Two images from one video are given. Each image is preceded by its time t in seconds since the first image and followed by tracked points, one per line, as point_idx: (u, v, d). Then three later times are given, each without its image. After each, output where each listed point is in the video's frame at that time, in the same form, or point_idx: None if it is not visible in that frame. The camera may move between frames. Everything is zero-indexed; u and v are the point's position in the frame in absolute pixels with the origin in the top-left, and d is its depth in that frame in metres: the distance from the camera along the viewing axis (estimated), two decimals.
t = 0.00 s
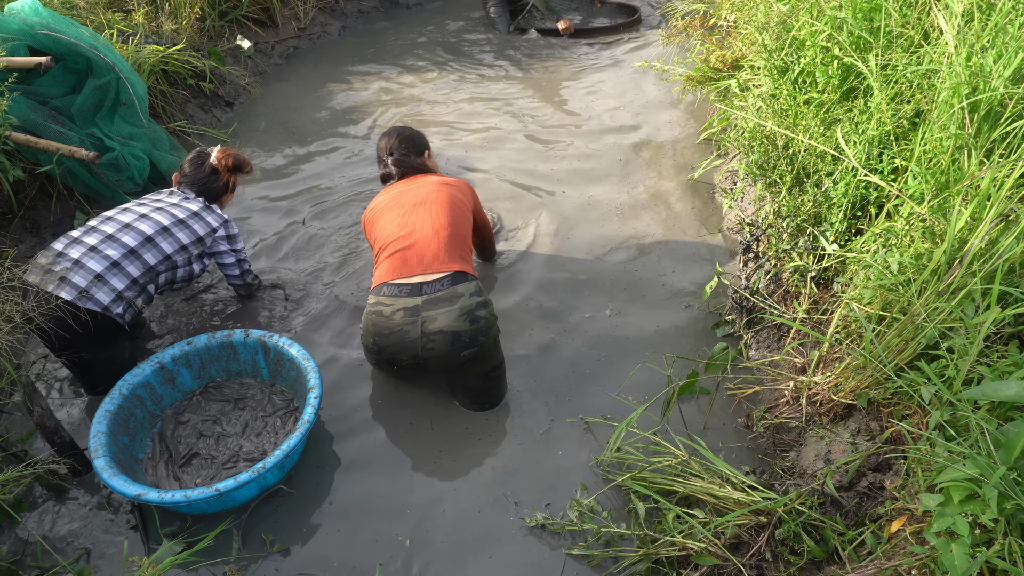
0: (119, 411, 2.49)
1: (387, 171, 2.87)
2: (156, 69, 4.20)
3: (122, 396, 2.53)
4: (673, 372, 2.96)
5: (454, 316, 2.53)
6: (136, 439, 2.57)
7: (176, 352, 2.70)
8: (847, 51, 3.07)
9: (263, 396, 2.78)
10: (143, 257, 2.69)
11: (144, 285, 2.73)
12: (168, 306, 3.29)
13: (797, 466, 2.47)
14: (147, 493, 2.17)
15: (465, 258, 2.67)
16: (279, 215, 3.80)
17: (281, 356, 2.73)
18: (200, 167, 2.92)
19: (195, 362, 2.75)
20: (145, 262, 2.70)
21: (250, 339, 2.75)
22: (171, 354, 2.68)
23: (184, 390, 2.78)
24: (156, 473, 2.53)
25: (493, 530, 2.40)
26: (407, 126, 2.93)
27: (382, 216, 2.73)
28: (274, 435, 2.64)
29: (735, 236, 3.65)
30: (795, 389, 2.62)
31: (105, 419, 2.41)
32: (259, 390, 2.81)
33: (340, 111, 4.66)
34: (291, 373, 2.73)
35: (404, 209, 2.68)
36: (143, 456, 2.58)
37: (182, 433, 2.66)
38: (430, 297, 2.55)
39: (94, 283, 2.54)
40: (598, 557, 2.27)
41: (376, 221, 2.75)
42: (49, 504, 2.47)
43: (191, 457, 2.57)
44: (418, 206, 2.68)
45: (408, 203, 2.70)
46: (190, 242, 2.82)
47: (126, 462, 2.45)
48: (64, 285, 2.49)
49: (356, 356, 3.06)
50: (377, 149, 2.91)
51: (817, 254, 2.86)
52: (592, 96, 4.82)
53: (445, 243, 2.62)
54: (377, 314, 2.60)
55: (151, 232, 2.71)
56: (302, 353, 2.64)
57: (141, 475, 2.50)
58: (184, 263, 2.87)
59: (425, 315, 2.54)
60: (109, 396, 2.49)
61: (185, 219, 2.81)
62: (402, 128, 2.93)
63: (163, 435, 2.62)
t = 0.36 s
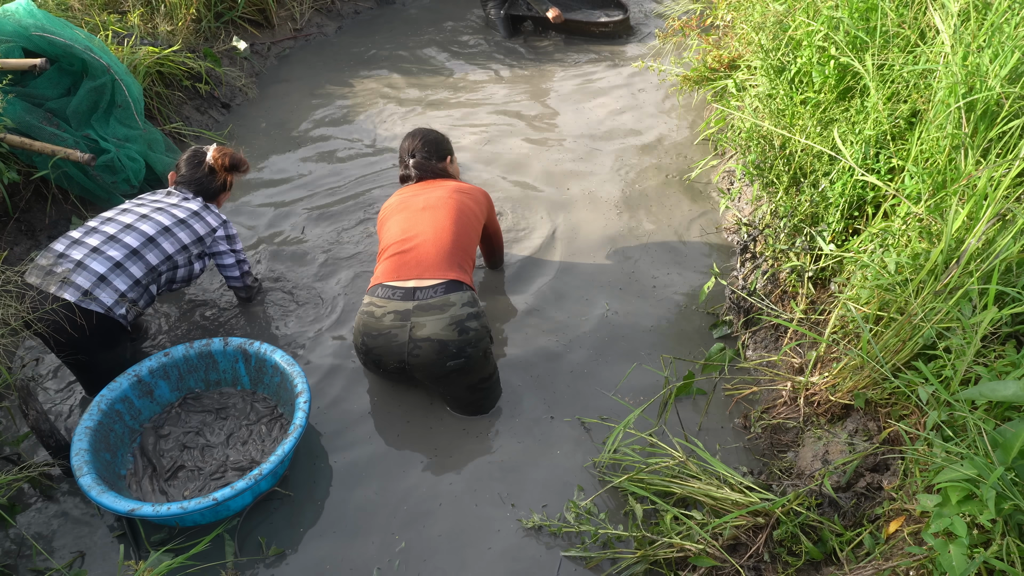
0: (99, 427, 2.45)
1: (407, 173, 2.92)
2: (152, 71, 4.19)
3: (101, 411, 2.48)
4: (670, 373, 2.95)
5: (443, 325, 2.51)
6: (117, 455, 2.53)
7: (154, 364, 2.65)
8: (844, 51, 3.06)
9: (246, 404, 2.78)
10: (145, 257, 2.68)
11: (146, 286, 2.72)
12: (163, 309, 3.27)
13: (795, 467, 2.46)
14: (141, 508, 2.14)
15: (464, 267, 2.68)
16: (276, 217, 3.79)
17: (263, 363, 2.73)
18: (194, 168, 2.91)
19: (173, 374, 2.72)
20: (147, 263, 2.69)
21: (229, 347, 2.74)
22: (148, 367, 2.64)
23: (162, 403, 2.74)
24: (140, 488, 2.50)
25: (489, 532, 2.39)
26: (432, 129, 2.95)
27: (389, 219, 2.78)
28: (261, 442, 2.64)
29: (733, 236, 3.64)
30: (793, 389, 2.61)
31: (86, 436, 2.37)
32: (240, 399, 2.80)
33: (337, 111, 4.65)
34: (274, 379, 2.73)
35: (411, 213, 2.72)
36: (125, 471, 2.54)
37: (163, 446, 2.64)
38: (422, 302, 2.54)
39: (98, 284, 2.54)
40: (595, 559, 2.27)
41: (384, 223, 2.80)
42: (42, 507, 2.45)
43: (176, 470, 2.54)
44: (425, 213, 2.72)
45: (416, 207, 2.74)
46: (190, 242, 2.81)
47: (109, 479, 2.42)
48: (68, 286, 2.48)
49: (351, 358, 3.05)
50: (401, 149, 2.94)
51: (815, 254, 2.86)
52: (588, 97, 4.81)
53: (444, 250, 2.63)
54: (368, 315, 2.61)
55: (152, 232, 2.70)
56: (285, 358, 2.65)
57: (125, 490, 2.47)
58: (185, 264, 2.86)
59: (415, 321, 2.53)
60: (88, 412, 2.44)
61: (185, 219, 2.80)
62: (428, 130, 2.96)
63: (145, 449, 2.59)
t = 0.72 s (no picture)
0: (85, 441, 2.43)
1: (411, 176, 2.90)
2: (147, 72, 4.18)
3: (87, 425, 2.46)
4: (666, 373, 2.95)
5: (444, 327, 2.51)
6: (105, 469, 2.51)
7: (138, 376, 2.64)
8: (839, 50, 3.06)
9: (234, 412, 2.78)
10: (140, 263, 2.67)
11: (142, 291, 2.72)
12: (158, 311, 3.26)
13: (791, 467, 2.46)
14: (130, 516, 2.14)
15: (466, 270, 2.67)
16: (272, 217, 3.78)
17: (248, 369, 2.73)
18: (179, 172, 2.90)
19: (158, 386, 2.71)
20: (142, 268, 2.68)
21: (213, 357, 2.73)
22: (132, 380, 2.62)
23: (147, 417, 2.72)
24: (130, 500, 2.49)
25: (483, 534, 2.38)
26: (439, 132, 2.91)
27: (394, 218, 2.77)
28: (250, 449, 2.64)
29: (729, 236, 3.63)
30: (789, 389, 2.62)
31: (72, 450, 2.35)
32: (227, 408, 2.80)
33: (333, 112, 4.64)
34: (260, 384, 2.73)
35: (416, 214, 2.72)
36: (113, 485, 2.52)
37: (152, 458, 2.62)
38: (424, 303, 2.54)
39: (95, 290, 2.53)
40: (591, 560, 2.26)
41: (388, 221, 2.79)
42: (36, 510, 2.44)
43: (166, 480, 2.54)
44: (430, 214, 2.71)
45: (421, 208, 2.74)
46: (184, 246, 2.81)
47: (97, 492, 2.40)
48: (65, 293, 2.47)
49: (347, 359, 3.04)
50: (406, 151, 2.90)
51: (811, 254, 2.86)
52: (585, 97, 4.81)
53: (447, 252, 2.62)
54: (369, 314, 2.61)
55: (146, 237, 2.70)
56: (271, 362, 2.64)
57: (114, 503, 2.46)
58: (179, 268, 2.86)
59: (416, 321, 2.53)
60: (73, 427, 2.42)
61: (178, 223, 2.80)
62: (435, 132, 2.92)
63: (133, 461, 2.57)
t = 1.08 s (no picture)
0: (81, 439, 2.42)
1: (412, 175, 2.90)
2: (145, 73, 4.17)
3: (83, 423, 2.45)
4: (665, 375, 2.95)
5: (442, 332, 2.50)
6: (101, 466, 2.50)
7: (134, 373, 2.63)
8: (837, 51, 3.07)
9: (230, 410, 2.77)
10: (128, 272, 2.67)
11: (131, 299, 2.72)
12: (156, 312, 3.26)
13: (789, 468, 2.46)
14: (130, 518, 2.13)
15: (467, 273, 2.65)
16: (269, 218, 3.77)
17: (246, 368, 2.71)
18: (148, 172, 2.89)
19: (155, 382, 2.70)
20: (130, 277, 2.68)
21: (209, 354, 2.72)
22: (128, 377, 2.61)
23: (143, 413, 2.71)
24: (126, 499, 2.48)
25: (481, 537, 2.38)
26: (440, 130, 2.90)
27: (395, 219, 2.76)
28: (247, 448, 2.65)
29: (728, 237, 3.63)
30: (787, 390, 2.62)
31: (69, 449, 2.35)
32: (223, 407, 2.79)
33: (331, 113, 4.63)
34: (258, 383, 2.73)
35: (416, 216, 2.70)
36: (109, 483, 2.52)
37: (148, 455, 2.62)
38: (422, 308, 2.53)
39: (85, 303, 2.52)
40: (589, 563, 2.26)
41: (389, 222, 2.78)
42: (33, 512, 2.43)
43: (163, 479, 2.53)
44: (429, 216, 2.69)
45: (420, 210, 2.72)
46: (170, 252, 2.80)
47: (94, 491, 2.40)
48: (54, 308, 2.46)
49: (345, 361, 3.03)
50: (406, 149, 2.90)
51: (809, 254, 2.86)
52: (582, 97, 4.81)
53: (447, 255, 2.60)
54: (368, 318, 2.61)
55: (132, 246, 2.68)
56: (270, 361, 2.64)
57: (110, 501, 2.45)
58: (167, 274, 2.85)
59: (414, 326, 2.52)
60: (69, 424, 2.41)
61: (162, 228, 2.78)
62: (435, 130, 2.91)
63: (129, 459, 2.57)
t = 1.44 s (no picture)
0: (85, 437, 2.42)
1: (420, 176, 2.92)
2: (141, 74, 4.16)
3: (88, 422, 2.45)
4: (662, 375, 2.94)
5: (436, 337, 2.50)
6: (105, 466, 2.49)
7: (139, 373, 2.63)
8: (833, 51, 3.07)
9: (233, 409, 2.76)
10: (126, 270, 2.66)
11: (133, 298, 2.71)
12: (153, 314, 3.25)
13: (787, 468, 2.45)
14: (133, 511, 2.12)
15: (465, 278, 2.65)
16: (266, 219, 3.76)
17: (249, 366, 2.72)
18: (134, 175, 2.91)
19: (159, 383, 2.70)
20: (129, 276, 2.67)
21: (214, 353, 2.72)
22: (133, 377, 2.61)
23: (147, 415, 2.71)
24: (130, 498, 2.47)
25: (478, 536, 2.38)
26: (451, 131, 2.91)
27: (397, 222, 2.77)
28: (251, 446, 2.64)
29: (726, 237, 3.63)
30: (784, 390, 2.62)
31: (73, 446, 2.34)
32: (227, 407, 2.78)
33: (327, 113, 4.63)
34: (261, 381, 2.73)
35: (416, 219, 2.71)
36: (113, 482, 2.50)
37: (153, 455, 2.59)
38: (418, 312, 2.53)
39: (87, 303, 2.52)
40: (587, 563, 2.26)
41: (392, 225, 2.79)
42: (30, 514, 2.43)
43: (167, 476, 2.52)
44: (429, 218, 2.70)
45: (420, 214, 2.72)
46: (166, 248, 2.80)
47: (98, 489, 2.39)
48: (58, 309, 2.46)
49: (341, 362, 3.02)
50: (416, 149, 2.91)
51: (806, 254, 2.86)
52: (579, 98, 4.81)
53: (444, 260, 2.60)
54: (362, 321, 2.60)
55: (128, 244, 2.68)
56: (272, 358, 2.64)
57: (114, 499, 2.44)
58: (166, 271, 2.84)
59: (409, 331, 2.52)
60: (73, 422, 2.41)
61: (157, 225, 2.78)
62: (446, 131, 2.92)
63: (133, 458, 2.55)
